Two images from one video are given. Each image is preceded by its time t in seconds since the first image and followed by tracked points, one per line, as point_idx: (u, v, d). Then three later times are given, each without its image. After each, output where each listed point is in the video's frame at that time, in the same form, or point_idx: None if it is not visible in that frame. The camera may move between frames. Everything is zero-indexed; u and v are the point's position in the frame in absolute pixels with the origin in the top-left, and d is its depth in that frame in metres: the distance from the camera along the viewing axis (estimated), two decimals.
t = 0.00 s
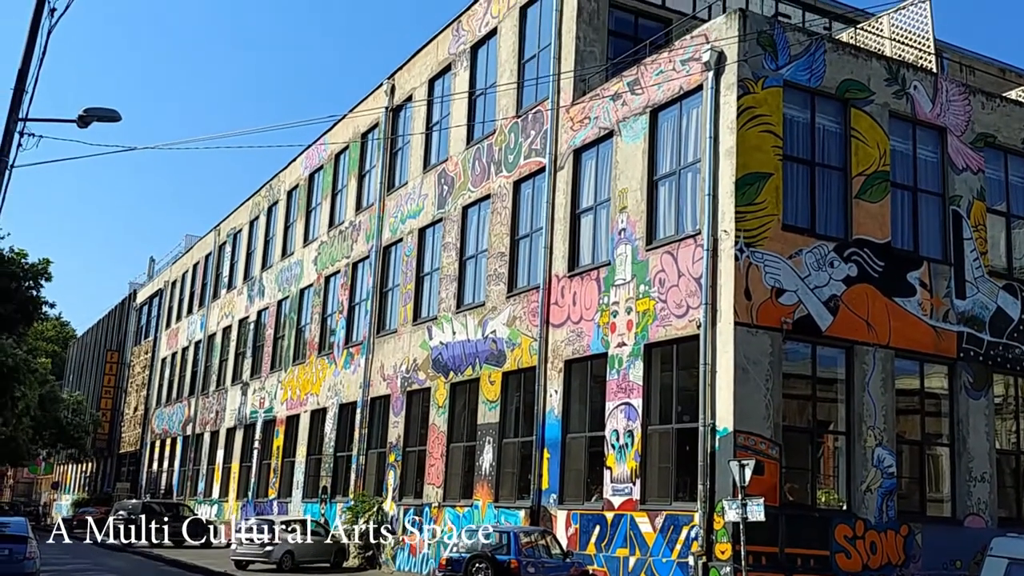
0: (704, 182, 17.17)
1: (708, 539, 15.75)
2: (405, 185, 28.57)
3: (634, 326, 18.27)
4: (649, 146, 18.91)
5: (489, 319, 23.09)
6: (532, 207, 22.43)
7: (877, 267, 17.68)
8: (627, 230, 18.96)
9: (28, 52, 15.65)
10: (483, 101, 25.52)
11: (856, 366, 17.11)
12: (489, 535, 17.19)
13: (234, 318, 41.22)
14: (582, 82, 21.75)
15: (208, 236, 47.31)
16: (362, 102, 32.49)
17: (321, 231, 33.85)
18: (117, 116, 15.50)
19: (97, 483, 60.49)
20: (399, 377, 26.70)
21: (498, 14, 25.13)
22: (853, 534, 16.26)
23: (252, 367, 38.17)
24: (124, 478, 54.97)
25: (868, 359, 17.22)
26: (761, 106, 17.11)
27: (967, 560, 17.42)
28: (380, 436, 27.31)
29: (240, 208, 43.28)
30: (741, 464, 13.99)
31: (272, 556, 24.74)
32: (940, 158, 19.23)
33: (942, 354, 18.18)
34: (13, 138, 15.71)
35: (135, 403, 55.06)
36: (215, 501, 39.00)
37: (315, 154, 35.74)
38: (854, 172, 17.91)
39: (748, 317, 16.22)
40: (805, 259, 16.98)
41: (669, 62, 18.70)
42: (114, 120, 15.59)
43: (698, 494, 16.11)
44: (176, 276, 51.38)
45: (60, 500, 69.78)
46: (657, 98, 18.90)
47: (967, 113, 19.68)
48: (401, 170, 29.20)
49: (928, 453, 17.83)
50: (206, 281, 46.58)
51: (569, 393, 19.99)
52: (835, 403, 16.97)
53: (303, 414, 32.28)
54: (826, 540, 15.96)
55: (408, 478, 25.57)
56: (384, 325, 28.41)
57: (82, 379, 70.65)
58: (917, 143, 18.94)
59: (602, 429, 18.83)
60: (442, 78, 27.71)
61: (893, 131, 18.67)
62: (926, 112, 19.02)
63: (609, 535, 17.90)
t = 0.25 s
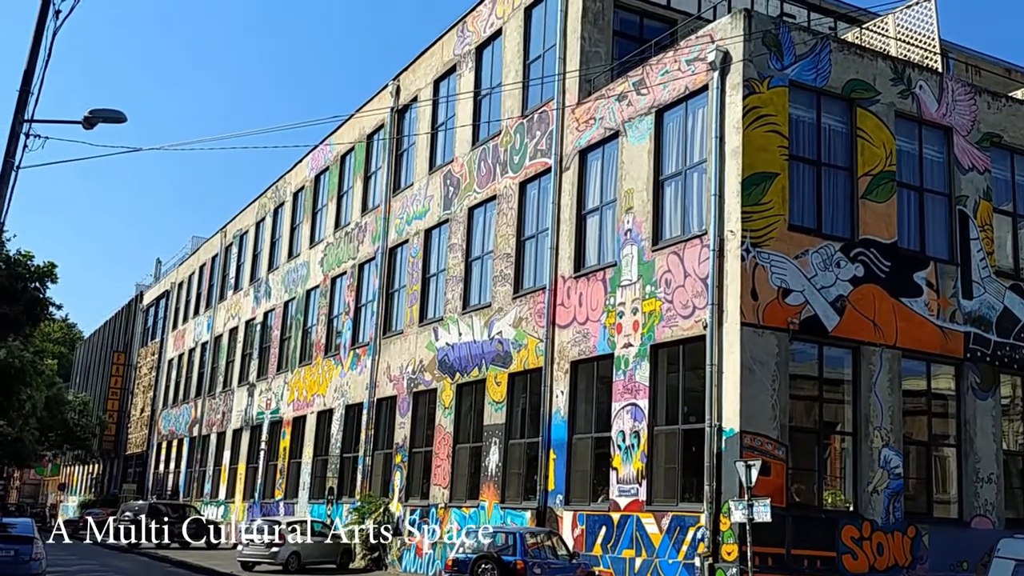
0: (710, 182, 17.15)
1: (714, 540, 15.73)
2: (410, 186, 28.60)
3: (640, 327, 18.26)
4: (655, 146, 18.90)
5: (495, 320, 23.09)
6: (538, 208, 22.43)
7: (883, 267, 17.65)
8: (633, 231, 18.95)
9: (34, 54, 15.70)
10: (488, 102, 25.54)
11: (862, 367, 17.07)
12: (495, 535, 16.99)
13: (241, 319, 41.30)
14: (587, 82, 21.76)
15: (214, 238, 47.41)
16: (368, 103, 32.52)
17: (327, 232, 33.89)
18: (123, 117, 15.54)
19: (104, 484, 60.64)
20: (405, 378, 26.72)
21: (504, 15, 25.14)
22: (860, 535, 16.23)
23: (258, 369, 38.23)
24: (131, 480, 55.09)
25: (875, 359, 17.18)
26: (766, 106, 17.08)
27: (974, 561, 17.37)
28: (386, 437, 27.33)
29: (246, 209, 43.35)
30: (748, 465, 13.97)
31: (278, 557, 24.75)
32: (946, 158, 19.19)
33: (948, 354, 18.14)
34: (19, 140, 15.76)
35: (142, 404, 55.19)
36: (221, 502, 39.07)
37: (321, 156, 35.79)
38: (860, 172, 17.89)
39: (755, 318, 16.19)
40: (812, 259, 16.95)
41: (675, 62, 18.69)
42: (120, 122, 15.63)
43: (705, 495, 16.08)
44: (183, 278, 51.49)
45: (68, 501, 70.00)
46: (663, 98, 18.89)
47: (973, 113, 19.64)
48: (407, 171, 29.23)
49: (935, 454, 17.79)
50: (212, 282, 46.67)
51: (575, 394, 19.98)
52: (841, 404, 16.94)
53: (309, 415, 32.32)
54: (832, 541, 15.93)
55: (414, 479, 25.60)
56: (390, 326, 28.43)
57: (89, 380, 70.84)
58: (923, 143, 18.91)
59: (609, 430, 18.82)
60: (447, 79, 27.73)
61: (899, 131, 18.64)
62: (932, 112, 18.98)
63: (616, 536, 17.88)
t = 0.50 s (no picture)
0: (714, 180, 17.12)
1: (719, 539, 15.71)
2: (414, 185, 28.61)
3: (644, 325, 18.24)
4: (659, 144, 18.88)
5: (499, 319, 23.08)
6: (542, 207, 22.42)
7: (888, 265, 17.61)
8: (637, 229, 18.93)
9: (40, 53, 15.71)
10: (493, 100, 25.53)
11: (867, 365, 17.04)
12: (500, 535, 17.06)
13: (246, 319, 41.34)
14: (591, 81, 21.75)
15: (219, 237, 47.46)
16: (372, 102, 32.53)
17: (331, 232, 33.91)
18: (129, 116, 15.55)
19: (110, 484, 60.75)
20: (409, 377, 26.73)
21: (508, 14, 25.14)
22: (866, 533, 16.19)
23: (263, 368, 38.26)
24: (136, 480, 55.18)
25: (879, 357, 17.14)
26: (771, 104, 17.05)
27: (981, 560, 17.33)
28: (391, 436, 27.34)
29: (251, 209, 43.40)
30: (752, 463, 13.96)
31: (284, 557, 24.67)
32: (951, 156, 19.14)
33: (953, 352, 18.10)
34: (26, 138, 15.77)
35: (147, 404, 55.27)
36: (227, 502, 39.11)
37: (325, 155, 35.82)
38: (864, 170, 17.84)
39: (759, 316, 16.17)
40: (816, 257, 16.92)
41: (679, 61, 18.66)
42: (126, 120, 15.65)
43: (709, 494, 16.06)
44: (188, 278, 51.56)
45: (73, 501, 70.10)
46: (667, 96, 18.86)
47: (978, 111, 19.58)
48: (412, 170, 29.23)
49: (941, 453, 17.74)
50: (217, 282, 46.73)
51: (579, 392, 19.97)
52: (846, 403, 16.91)
53: (314, 415, 32.35)
54: (838, 540, 15.89)
55: (419, 478, 25.61)
56: (394, 325, 28.43)
57: (94, 380, 70.97)
58: (927, 141, 18.86)
59: (613, 429, 18.81)
60: (451, 78, 27.73)
61: (904, 129, 18.59)
62: (936, 110, 18.93)
63: (620, 535, 17.87)
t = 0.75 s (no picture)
0: (716, 177, 17.10)
1: (722, 535, 15.71)
2: (416, 182, 28.62)
3: (646, 322, 18.25)
4: (661, 141, 18.87)
5: (502, 316, 23.09)
6: (544, 204, 22.42)
7: (891, 261, 17.59)
8: (639, 226, 18.92)
9: (42, 51, 15.73)
10: (494, 97, 25.53)
11: (870, 361, 17.03)
12: (503, 531, 17.07)
13: (248, 316, 41.38)
14: (593, 77, 21.75)
15: (222, 235, 47.50)
16: (374, 99, 32.53)
17: (334, 229, 33.93)
18: (131, 114, 15.57)
19: (114, 483, 60.85)
20: (412, 374, 26.75)
21: (509, 10, 25.13)
22: (869, 530, 16.19)
23: (266, 366, 38.30)
24: (140, 478, 55.27)
25: (882, 353, 17.13)
26: (773, 100, 17.03)
27: (984, 556, 17.32)
28: (394, 434, 27.36)
29: (253, 207, 43.44)
30: (755, 459, 13.96)
31: (288, 554, 24.64)
32: (953, 151, 19.12)
33: (957, 348, 18.09)
34: (28, 136, 15.79)
35: (150, 402, 55.34)
36: (231, 499, 39.17)
37: (327, 153, 35.84)
38: (867, 166, 17.82)
39: (761, 312, 16.16)
40: (818, 253, 16.90)
41: (681, 57, 18.65)
42: (128, 118, 15.66)
43: (712, 490, 16.06)
44: (191, 276, 51.62)
45: (78, 499, 70.22)
46: (669, 93, 18.85)
47: (980, 107, 19.55)
48: (414, 167, 29.25)
49: (944, 449, 17.73)
50: (220, 280, 46.77)
51: (582, 389, 19.98)
52: (849, 399, 16.90)
53: (317, 412, 32.38)
54: (841, 536, 15.89)
55: (422, 475, 25.63)
56: (397, 322, 28.45)
57: (98, 379, 71.05)
58: (930, 137, 18.83)
59: (616, 425, 18.82)
60: (453, 75, 27.73)
61: (906, 124, 18.57)
62: (939, 105, 18.90)
63: (623, 532, 17.87)
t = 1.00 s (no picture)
0: (717, 173, 17.09)
1: (723, 531, 15.72)
2: (416, 179, 28.61)
3: (647, 318, 18.24)
4: (661, 137, 18.86)
5: (502, 312, 23.09)
6: (544, 201, 22.41)
7: (891, 256, 17.58)
8: (640, 222, 18.91)
9: (41, 49, 15.72)
10: (494, 93, 25.50)
11: (871, 357, 17.02)
12: (504, 527, 17.08)
13: (249, 314, 41.40)
14: (593, 74, 21.73)
15: (222, 233, 47.50)
16: (374, 95, 32.50)
17: (334, 226, 33.92)
18: (131, 111, 15.56)
19: (116, 480, 60.91)
20: (413, 371, 26.76)
21: (509, 7, 25.09)
22: (870, 525, 16.20)
23: (267, 363, 38.32)
24: (142, 475, 55.32)
25: (883, 349, 17.13)
26: (773, 96, 17.01)
27: (985, 551, 17.33)
28: (395, 430, 27.38)
29: (253, 204, 43.44)
30: (755, 455, 13.97)
31: (289, 551, 24.70)
32: (954, 146, 19.10)
33: (957, 344, 18.08)
34: (28, 134, 15.79)
35: (152, 399, 55.37)
36: (232, 496, 39.21)
37: (327, 149, 35.83)
38: (867, 161, 17.80)
39: (762, 308, 16.15)
40: (819, 249, 16.89)
41: (681, 53, 18.63)
42: (128, 115, 15.66)
43: (713, 486, 16.05)
44: (191, 273, 51.65)
45: (79, 497, 70.31)
46: (669, 89, 18.83)
47: (980, 102, 19.52)
48: (414, 164, 29.24)
49: (945, 445, 17.73)
50: (220, 277, 46.79)
51: (583, 385, 19.98)
52: (850, 395, 16.89)
53: (318, 409, 32.40)
54: (842, 532, 15.89)
55: (423, 472, 25.65)
56: (397, 319, 28.45)
57: (99, 377, 71.10)
58: (930, 132, 18.81)
59: (616, 422, 18.82)
60: (453, 71, 27.71)
61: (906, 120, 18.55)
62: (939, 101, 18.88)
63: (624, 528, 17.88)
